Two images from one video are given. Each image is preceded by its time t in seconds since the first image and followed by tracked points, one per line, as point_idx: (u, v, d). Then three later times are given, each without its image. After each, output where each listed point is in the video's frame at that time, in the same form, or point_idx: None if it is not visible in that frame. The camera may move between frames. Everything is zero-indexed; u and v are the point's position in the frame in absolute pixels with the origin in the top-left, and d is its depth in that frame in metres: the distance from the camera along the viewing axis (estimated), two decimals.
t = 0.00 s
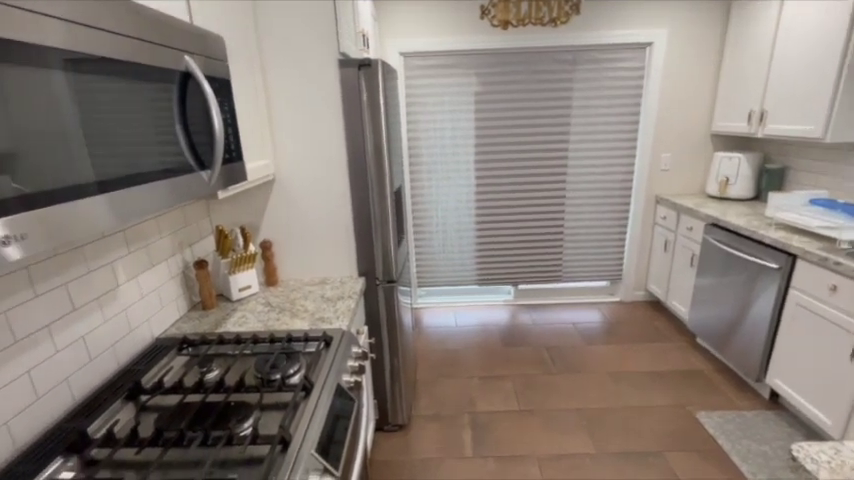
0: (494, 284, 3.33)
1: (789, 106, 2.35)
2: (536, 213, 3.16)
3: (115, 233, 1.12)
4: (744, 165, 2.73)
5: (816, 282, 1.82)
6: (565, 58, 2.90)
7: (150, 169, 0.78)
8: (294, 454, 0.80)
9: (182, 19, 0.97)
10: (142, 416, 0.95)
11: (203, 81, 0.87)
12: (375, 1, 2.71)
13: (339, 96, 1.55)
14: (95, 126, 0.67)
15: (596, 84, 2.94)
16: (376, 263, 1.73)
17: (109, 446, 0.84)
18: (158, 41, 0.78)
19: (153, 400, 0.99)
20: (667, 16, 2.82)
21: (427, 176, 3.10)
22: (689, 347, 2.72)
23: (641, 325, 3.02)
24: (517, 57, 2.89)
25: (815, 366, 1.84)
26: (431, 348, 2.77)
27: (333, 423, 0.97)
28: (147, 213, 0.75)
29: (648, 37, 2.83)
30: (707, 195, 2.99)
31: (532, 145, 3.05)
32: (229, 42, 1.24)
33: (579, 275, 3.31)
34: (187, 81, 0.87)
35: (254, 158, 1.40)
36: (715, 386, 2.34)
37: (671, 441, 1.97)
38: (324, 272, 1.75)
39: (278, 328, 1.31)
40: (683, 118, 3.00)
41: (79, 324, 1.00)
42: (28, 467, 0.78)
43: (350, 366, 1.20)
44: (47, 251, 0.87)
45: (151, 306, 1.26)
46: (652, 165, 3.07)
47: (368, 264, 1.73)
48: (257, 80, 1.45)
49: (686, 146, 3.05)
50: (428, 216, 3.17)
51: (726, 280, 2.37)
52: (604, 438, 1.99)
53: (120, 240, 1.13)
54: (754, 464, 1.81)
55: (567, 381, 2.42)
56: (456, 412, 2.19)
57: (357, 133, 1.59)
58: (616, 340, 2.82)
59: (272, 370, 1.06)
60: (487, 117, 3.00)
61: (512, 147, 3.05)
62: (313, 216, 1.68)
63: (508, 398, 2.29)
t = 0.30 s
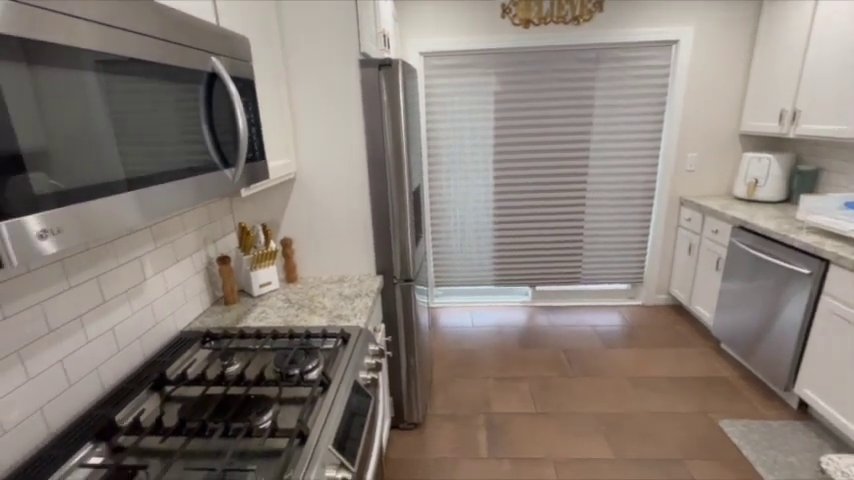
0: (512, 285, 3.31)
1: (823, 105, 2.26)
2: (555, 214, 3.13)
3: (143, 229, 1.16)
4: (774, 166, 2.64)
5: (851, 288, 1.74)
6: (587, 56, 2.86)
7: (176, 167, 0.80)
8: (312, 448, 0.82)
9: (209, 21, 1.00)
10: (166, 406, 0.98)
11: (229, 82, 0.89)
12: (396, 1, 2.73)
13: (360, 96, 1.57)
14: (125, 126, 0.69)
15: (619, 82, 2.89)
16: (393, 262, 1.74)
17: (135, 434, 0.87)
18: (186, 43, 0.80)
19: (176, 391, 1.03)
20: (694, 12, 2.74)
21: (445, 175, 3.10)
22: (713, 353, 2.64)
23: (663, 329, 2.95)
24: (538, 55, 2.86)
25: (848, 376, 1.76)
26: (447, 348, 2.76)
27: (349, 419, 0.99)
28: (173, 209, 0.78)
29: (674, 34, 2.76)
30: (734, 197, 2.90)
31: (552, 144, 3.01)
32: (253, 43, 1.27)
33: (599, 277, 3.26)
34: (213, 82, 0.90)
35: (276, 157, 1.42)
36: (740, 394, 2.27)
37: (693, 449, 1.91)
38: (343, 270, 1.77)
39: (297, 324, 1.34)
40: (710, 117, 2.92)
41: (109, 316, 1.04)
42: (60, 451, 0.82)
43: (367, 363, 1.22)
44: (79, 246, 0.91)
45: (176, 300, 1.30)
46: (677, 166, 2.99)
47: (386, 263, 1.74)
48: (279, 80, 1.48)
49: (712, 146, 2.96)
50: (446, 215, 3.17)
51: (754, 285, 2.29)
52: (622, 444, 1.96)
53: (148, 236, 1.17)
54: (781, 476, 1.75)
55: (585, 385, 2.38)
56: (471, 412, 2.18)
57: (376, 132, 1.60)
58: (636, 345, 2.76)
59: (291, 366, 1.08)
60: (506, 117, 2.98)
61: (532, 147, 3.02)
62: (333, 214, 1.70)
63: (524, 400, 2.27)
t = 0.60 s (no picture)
0: (533, 286, 3.27)
1: None
2: (578, 215, 3.07)
3: (174, 225, 1.20)
4: (812, 167, 2.52)
5: None
6: (614, 54, 2.80)
7: (206, 165, 0.83)
8: (331, 443, 0.83)
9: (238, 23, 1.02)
10: (194, 397, 1.01)
11: (257, 82, 0.91)
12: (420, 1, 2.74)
13: (383, 96, 1.58)
14: (157, 125, 0.72)
15: (647, 81, 2.82)
16: (413, 261, 1.74)
17: (164, 421, 0.91)
18: (218, 45, 0.83)
19: (203, 381, 1.06)
20: (728, 8, 2.64)
21: (467, 175, 3.09)
22: (742, 361, 2.55)
23: (689, 335, 2.86)
24: (563, 54, 2.82)
25: None
26: (466, 348, 2.76)
27: (368, 416, 1.00)
28: (203, 206, 0.80)
29: (707, 30, 2.67)
30: (768, 199, 2.78)
31: (576, 144, 2.96)
32: (280, 44, 1.30)
33: (623, 280, 3.19)
34: (242, 82, 0.92)
35: (301, 156, 1.45)
36: (771, 404, 2.18)
37: (719, 459, 1.85)
38: (363, 268, 1.79)
39: (319, 320, 1.36)
40: (744, 117, 2.81)
41: (141, 307, 1.08)
42: (94, 436, 0.86)
43: (386, 361, 1.23)
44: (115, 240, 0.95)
45: (203, 294, 1.34)
46: (707, 167, 2.90)
47: (407, 261, 1.75)
48: (305, 79, 1.51)
49: (746, 146, 2.85)
50: (467, 215, 3.16)
51: (788, 292, 2.20)
52: (644, 451, 1.91)
53: (178, 231, 1.22)
54: None
55: (606, 389, 2.33)
56: (489, 413, 2.18)
57: (399, 131, 1.61)
58: (660, 350, 2.69)
59: (312, 360, 1.10)
60: (529, 116, 2.94)
61: (556, 147, 2.98)
62: (355, 213, 1.73)
63: (544, 403, 2.25)
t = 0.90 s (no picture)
0: (557, 288, 3.22)
1: None
2: (605, 216, 3.01)
3: (206, 220, 1.25)
4: None
5: None
6: (647, 52, 2.72)
7: (238, 163, 0.86)
8: (353, 437, 0.84)
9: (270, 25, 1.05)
10: (222, 387, 1.05)
11: (287, 82, 0.94)
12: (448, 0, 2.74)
13: (409, 95, 1.59)
14: (191, 125, 0.75)
15: (681, 79, 2.73)
16: (436, 260, 1.75)
17: (194, 409, 0.94)
18: (250, 46, 0.86)
19: (231, 372, 1.10)
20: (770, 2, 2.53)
21: (492, 175, 3.07)
22: (778, 372, 2.43)
23: (721, 343, 2.75)
24: (593, 52, 2.76)
25: None
26: (488, 349, 2.75)
27: (389, 413, 1.01)
28: (234, 202, 0.83)
29: (746, 26, 2.56)
30: (810, 203, 2.65)
31: (605, 144, 2.89)
32: (310, 45, 1.33)
33: (651, 284, 3.10)
34: (272, 83, 0.95)
35: (327, 154, 1.48)
36: (809, 418, 2.08)
37: (750, 473, 1.78)
38: (386, 266, 1.81)
39: (342, 316, 1.39)
40: (785, 116, 2.68)
41: (175, 299, 1.13)
42: (130, 419, 0.90)
43: (408, 358, 1.24)
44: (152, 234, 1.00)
45: (233, 288, 1.38)
46: (744, 169, 2.78)
47: (429, 260, 1.75)
48: (333, 78, 1.53)
49: (786, 147, 2.72)
50: (490, 215, 3.14)
51: (829, 300, 2.09)
52: (670, 461, 1.85)
53: (210, 227, 1.26)
54: None
55: (631, 396, 2.28)
56: (510, 415, 2.16)
57: (424, 130, 1.62)
58: (690, 358, 2.60)
59: (336, 356, 1.12)
60: (556, 115, 2.89)
61: (583, 147, 2.92)
62: (379, 211, 1.74)
63: (566, 407, 2.21)
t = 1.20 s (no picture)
0: (585, 291, 3.15)
1: None
2: (638, 219, 2.91)
3: (240, 216, 1.29)
4: None
5: None
6: (686, 49, 2.62)
7: (271, 161, 0.89)
8: (376, 432, 0.86)
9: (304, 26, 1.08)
10: (252, 377, 1.09)
11: (319, 82, 0.96)
12: None
13: (438, 94, 1.59)
14: (227, 124, 0.77)
15: (722, 77, 2.61)
16: (462, 259, 1.74)
17: (226, 397, 0.98)
18: (284, 47, 0.88)
19: (261, 363, 1.13)
20: None
21: (520, 175, 3.03)
22: (823, 387, 2.29)
23: (760, 353, 2.62)
24: (628, 49, 2.68)
25: None
26: (513, 350, 2.72)
27: (412, 410, 1.01)
28: (267, 199, 0.86)
29: (795, 20, 2.42)
30: None
31: (639, 144, 2.81)
32: (342, 45, 1.35)
33: (686, 290, 2.98)
34: (305, 82, 0.97)
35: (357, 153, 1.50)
36: None
37: None
38: (412, 264, 1.82)
39: (368, 313, 1.41)
40: (837, 115, 2.52)
41: (209, 291, 1.17)
42: (167, 404, 0.94)
43: (432, 357, 1.24)
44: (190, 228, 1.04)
45: (264, 282, 1.43)
46: (790, 171, 2.63)
47: (455, 260, 1.75)
48: (363, 78, 1.55)
49: (838, 148, 2.56)
50: (518, 215, 3.10)
51: None
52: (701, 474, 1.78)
53: (243, 222, 1.31)
54: None
55: (662, 405, 2.20)
56: (534, 418, 2.13)
57: (452, 129, 1.61)
58: (726, 368, 2.49)
59: (361, 351, 1.14)
60: (588, 114, 2.83)
61: (616, 147, 2.84)
62: (406, 210, 1.76)
63: (592, 413, 2.16)
